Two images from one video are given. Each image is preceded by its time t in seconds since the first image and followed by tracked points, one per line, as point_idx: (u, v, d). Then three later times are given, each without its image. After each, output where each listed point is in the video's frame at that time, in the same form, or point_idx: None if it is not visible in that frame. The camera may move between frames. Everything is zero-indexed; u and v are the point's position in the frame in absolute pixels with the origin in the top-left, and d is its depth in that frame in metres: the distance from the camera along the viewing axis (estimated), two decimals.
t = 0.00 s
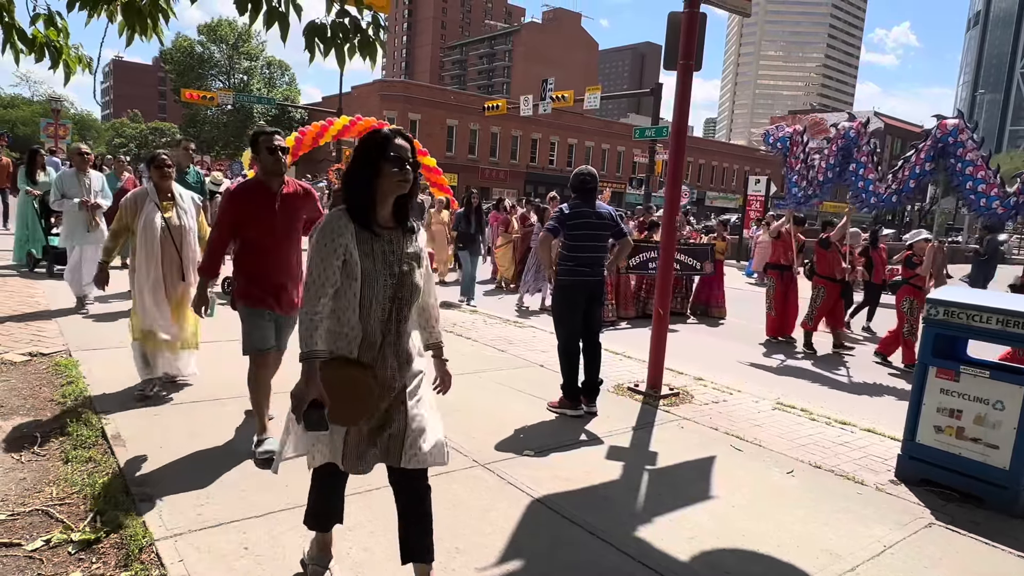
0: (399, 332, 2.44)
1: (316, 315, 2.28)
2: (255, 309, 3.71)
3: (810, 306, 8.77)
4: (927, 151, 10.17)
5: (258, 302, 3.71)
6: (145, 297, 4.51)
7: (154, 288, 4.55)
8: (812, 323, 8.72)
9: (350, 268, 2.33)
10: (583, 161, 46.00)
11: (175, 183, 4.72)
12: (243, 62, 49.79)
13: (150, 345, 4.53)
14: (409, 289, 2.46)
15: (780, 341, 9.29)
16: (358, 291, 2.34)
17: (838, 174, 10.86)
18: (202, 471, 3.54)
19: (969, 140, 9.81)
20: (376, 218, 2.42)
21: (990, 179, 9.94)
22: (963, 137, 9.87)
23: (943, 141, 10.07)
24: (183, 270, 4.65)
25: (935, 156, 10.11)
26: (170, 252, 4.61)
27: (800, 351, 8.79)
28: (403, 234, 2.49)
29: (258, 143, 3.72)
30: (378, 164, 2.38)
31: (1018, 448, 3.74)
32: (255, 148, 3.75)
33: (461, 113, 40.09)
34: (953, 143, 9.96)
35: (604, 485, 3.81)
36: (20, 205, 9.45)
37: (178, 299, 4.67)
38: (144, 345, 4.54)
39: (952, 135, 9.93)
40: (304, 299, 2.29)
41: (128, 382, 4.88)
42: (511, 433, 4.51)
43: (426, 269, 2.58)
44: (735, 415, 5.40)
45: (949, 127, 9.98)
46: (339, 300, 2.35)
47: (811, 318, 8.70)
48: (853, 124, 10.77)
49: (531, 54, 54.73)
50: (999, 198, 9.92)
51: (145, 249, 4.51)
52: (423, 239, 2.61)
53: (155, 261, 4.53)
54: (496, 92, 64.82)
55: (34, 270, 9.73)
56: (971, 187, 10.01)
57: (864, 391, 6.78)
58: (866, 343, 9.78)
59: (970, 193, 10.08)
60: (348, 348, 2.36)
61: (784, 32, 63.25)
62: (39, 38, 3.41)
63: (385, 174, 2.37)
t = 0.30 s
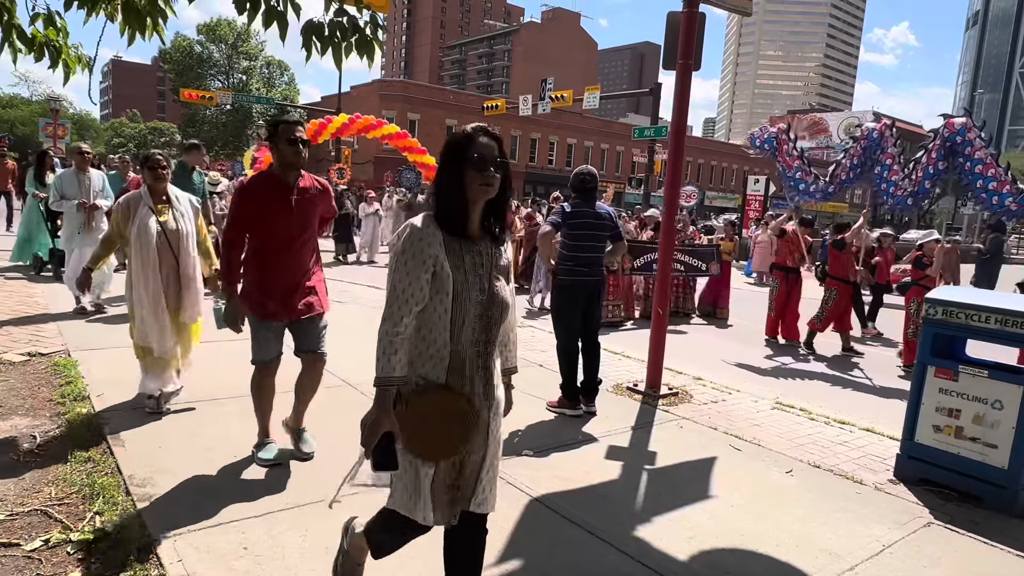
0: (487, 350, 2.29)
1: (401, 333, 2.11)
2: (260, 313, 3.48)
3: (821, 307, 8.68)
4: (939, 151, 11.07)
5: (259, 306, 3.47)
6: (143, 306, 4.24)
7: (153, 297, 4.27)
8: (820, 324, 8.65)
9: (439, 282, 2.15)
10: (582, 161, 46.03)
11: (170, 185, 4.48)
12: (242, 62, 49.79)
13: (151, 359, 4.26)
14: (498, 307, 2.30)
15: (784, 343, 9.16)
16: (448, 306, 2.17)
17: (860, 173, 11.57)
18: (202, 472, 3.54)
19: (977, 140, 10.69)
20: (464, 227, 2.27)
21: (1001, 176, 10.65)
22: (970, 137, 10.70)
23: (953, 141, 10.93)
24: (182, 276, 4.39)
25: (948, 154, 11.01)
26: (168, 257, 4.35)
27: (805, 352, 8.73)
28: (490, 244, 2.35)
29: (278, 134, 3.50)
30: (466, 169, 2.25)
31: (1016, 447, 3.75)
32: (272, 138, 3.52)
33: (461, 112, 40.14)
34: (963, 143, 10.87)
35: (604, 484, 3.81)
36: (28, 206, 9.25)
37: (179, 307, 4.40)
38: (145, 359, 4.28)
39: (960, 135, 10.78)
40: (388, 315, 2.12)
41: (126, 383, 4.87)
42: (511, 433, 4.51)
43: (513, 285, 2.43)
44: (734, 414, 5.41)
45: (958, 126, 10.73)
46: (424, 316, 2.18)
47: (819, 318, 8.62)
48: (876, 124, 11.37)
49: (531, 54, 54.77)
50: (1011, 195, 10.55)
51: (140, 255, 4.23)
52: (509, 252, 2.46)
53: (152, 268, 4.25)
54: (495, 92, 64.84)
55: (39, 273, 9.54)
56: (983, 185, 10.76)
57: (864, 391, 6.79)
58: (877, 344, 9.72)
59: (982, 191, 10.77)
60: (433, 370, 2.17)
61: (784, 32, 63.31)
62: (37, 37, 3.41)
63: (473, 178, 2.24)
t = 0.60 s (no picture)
0: (566, 383, 2.01)
1: (466, 360, 1.84)
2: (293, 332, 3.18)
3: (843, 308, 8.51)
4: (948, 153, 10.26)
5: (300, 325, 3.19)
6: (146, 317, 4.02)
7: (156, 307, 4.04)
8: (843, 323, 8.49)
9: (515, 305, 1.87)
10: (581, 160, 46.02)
11: (170, 186, 4.19)
12: (240, 62, 49.76)
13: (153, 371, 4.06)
14: (582, 334, 2.01)
15: (787, 345, 9.08)
16: (524, 333, 1.88)
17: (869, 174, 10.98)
18: (200, 471, 3.54)
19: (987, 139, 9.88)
20: (545, 241, 1.97)
21: (1009, 178, 9.83)
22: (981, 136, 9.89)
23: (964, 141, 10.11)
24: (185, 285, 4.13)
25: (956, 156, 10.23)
26: (170, 265, 4.10)
27: (819, 354, 8.55)
28: (575, 261, 2.05)
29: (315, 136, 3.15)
30: (548, 176, 1.92)
31: (1014, 446, 3.75)
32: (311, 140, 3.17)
33: (460, 112, 40.13)
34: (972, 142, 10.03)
35: (602, 483, 3.81)
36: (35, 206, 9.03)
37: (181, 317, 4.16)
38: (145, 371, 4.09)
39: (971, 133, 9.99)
40: (453, 338, 1.85)
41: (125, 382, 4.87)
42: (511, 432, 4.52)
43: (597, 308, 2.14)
44: (733, 413, 5.41)
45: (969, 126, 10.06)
46: (496, 340, 1.90)
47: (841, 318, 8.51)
48: (886, 123, 10.67)
49: (530, 53, 54.74)
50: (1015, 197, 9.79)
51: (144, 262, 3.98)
52: (596, 273, 2.15)
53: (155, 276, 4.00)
54: (494, 91, 64.82)
55: (45, 275, 9.37)
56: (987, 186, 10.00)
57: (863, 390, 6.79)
58: (887, 345, 9.65)
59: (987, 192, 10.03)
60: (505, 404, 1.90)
61: (783, 31, 63.29)
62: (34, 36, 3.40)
63: (556, 188, 1.91)
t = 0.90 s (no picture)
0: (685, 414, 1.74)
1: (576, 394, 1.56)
2: (330, 336, 2.90)
3: (856, 313, 8.37)
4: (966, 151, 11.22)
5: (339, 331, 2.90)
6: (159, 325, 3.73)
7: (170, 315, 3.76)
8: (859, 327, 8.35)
9: (635, 329, 1.60)
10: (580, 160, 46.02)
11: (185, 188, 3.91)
12: (239, 62, 49.73)
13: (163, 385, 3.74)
14: (704, 357, 1.77)
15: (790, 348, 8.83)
16: (644, 358, 1.61)
17: (877, 173, 11.11)
18: (198, 471, 3.54)
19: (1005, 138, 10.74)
20: (656, 248, 1.74)
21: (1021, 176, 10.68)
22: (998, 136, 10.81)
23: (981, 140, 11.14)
24: (200, 291, 3.82)
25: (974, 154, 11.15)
26: (184, 270, 3.80)
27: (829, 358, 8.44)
28: (684, 270, 1.83)
29: (360, 125, 2.92)
30: (666, 172, 1.71)
31: (1011, 444, 3.76)
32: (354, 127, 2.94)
33: (458, 111, 40.12)
34: (990, 142, 10.94)
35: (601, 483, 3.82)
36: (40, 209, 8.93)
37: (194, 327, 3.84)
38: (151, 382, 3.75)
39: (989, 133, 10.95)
40: (560, 366, 1.57)
41: (123, 382, 4.86)
42: (509, 431, 4.52)
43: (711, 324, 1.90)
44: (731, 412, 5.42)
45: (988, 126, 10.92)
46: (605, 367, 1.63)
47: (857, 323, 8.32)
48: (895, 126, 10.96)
49: (529, 52, 54.70)
50: None
51: (155, 265, 3.69)
52: (706, 285, 1.92)
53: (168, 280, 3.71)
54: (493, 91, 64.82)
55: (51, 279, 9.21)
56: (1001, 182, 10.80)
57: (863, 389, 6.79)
58: (896, 345, 9.69)
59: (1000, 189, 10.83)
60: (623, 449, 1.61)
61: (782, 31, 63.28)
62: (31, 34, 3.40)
63: (678, 185, 1.70)
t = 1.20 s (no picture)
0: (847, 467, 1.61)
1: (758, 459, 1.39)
2: (375, 368, 2.67)
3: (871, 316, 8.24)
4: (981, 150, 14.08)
5: (382, 356, 2.66)
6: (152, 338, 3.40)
7: (164, 326, 3.43)
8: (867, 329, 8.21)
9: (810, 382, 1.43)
10: (579, 160, 46.03)
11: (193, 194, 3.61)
12: (238, 62, 49.74)
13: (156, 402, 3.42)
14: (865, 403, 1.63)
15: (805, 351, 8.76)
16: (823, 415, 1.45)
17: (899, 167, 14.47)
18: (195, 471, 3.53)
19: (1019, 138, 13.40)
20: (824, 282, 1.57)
21: None
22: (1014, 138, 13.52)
23: (995, 140, 13.83)
24: (201, 305, 3.57)
25: (991, 152, 13.93)
26: (185, 281, 3.53)
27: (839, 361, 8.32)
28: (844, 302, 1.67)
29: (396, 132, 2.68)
30: (846, 190, 1.54)
31: (1010, 444, 3.77)
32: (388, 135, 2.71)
33: (457, 112, 40.11)
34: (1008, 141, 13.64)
35: (600, 482, 3.82)
36: (44, 210, 8.88)
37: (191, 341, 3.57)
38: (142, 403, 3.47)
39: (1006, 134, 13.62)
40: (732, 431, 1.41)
41: (121, 382, 4.86)
42: (507, 431, 4.52)
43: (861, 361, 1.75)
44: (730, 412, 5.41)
45: (1002, 128, 13.58)
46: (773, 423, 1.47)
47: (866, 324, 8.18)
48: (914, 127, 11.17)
49: (527, 52, 54.66)
50: None
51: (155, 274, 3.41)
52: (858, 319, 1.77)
53: (167, 293, 3.43)
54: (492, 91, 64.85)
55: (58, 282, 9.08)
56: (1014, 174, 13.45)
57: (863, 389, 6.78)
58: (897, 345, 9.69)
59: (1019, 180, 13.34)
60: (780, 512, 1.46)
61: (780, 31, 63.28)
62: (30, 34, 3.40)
63: (864, 204, 1.53)
